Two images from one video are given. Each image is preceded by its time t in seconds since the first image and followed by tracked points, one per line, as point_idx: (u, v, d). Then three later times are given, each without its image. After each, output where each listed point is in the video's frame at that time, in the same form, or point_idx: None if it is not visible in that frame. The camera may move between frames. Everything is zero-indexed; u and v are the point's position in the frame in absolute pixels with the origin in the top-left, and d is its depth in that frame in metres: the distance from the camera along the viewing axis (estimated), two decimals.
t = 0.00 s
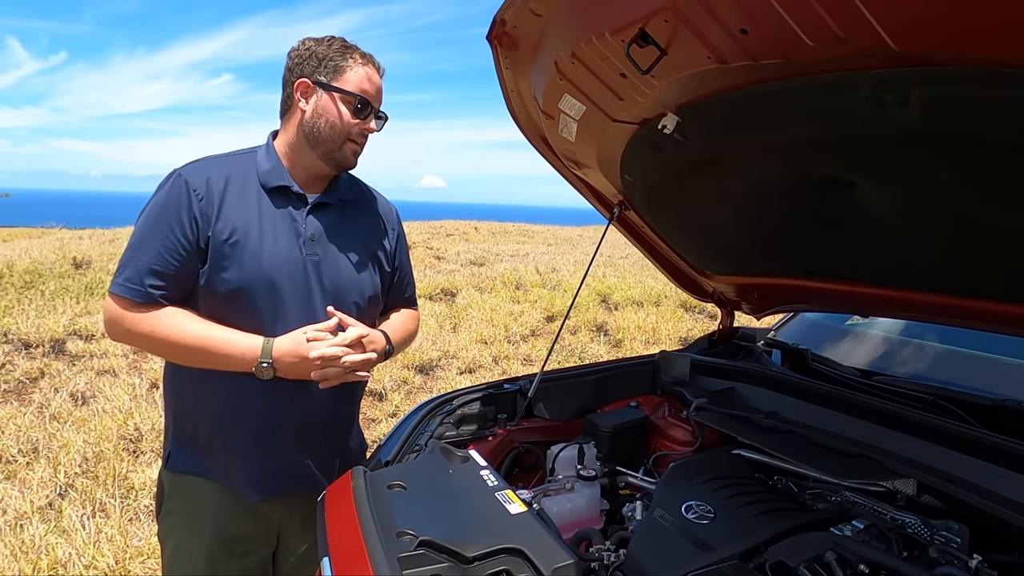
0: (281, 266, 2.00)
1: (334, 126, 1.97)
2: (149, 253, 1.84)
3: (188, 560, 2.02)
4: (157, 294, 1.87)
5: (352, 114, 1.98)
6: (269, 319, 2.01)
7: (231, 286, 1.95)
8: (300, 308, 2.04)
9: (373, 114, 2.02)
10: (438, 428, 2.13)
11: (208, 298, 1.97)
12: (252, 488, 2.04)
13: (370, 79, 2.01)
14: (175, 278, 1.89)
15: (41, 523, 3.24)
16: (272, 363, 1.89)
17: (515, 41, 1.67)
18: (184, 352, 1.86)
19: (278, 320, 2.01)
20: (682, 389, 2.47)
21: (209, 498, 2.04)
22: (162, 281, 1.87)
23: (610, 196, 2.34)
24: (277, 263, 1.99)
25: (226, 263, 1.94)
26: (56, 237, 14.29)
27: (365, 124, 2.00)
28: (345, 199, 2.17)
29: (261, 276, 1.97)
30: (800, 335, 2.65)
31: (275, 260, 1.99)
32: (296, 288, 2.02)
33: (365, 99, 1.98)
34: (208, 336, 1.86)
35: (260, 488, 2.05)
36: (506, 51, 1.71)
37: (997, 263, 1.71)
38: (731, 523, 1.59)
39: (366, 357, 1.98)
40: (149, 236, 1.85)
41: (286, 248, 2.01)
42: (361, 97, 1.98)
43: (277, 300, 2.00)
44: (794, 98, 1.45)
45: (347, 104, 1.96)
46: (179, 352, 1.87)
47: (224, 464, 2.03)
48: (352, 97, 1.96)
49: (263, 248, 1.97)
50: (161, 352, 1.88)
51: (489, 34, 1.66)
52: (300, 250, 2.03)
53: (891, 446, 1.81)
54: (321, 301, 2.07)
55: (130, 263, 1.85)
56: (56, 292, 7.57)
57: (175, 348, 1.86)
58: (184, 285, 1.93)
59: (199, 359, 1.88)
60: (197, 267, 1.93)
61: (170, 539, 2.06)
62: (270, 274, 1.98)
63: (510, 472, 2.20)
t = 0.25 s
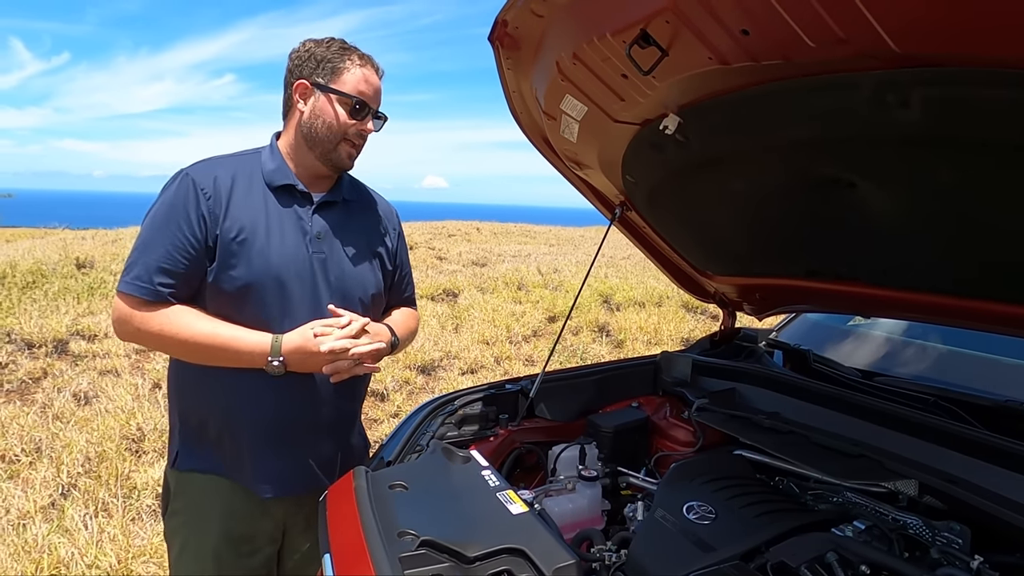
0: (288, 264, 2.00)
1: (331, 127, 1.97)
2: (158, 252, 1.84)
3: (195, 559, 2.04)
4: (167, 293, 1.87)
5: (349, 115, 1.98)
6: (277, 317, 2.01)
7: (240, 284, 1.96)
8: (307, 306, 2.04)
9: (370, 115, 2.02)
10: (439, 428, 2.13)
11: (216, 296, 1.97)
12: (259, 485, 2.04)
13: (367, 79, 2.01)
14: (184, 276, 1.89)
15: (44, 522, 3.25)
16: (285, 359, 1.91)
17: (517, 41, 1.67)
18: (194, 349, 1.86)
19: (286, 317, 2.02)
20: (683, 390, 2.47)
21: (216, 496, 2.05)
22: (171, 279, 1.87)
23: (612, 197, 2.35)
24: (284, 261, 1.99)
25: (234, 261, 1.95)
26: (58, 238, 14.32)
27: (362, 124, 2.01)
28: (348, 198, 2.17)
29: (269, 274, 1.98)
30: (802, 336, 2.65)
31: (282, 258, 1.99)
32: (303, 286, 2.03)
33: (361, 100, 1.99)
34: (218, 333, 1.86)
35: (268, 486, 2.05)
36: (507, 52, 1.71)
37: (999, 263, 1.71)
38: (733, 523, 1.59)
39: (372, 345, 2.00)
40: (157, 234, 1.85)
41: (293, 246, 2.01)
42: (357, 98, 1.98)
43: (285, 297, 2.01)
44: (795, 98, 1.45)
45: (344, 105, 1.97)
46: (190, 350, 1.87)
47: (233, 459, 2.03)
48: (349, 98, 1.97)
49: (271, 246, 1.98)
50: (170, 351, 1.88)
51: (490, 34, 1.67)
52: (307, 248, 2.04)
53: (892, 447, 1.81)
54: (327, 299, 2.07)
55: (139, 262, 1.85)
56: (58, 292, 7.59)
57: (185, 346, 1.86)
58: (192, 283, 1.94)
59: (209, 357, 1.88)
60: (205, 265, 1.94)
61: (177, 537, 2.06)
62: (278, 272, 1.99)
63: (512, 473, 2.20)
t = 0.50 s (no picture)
0: (288, 268, 2.01)
1: (331, 131, 1.97)
2: (159, 255, 1.85)
3: (196, 559, 2.04)
4: (167, 296, 1.88)
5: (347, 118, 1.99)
6: (276, 320, 2.01)
7: (239, 288, 1.96)
8: (306, 310, 2.05)
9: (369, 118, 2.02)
10: (440, 431, 2.13)
11: (216, 299, 1.97)
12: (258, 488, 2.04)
13: (365, 83, 2.01)
14: (185, 279, 1.90)
15: (44, 525, 3.25)
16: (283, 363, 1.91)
17: (516, 45, 1.67)
18: (193, 353, 1.87)
19: (285, 321, 2.02)
20: (683, 393, 2.47)
21: (216, 498, 2.05)
22: (172, 282, 1.88)
23: (612, 200, 2.35)
24: (284, 264, 2.00)
25: (234, 265, 1.95)
26: (59, 241, 14.34)
27: (361, 127, 2.00)
28: (348, 202, 2.17)
29: (269, 277, 1.98)
30: (803, 338, 2.65)
31: (283, 261, 1.99)
32: (303, 290, 2.03)
33: (360, 104, 1.99)
34: (217, 337, 1.87)
35: (268, 487, 2.05)
36: (507, 56, 1.72)
37: (998, 266, 1.71)
38: (733, 526, 1.59)
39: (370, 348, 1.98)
40: (158, 238, 1.86)
41: (293, 250, 2.02)
42: (356, 101, 1.98)
43: (284, 301, 2.01)
44: (793, 102, 1.45)
45: (342, 110, 1.97)
46: (189, 354, 1.87)
47: (232, 460, 2.03)
48: (347, 102, 1.97)
49: (271, 249, 1.98)
50: (170, 354, 1.88)
51: (490, 38, 1.67)
52: (307, 251, 2.04)
53: (890, 449, 1.82)
54: (326, 303, 2.08)
55: (141, 266, 1.86)
56: (59, 295, 7.60)
57: (185, 349, 1.87)
58: (193, 287, 1.94)
59: (208, 360, 1.88)
60: (205, 268, 1.94)
61: (178, 537, 2.07)
62: (277, 275, 1.99)
63: (511, 476, 2.20)
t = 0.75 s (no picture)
0: (284, 268, 2.01)
1: (319, 132, 1.97)
2: (155, 256, 1.86)
3: (195, 559, 2.04)
4: (164, 296, 1.88)
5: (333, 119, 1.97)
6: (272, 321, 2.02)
7: (235, 288, 1.97)
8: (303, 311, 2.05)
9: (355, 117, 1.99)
10: (438, 432, 2.13)
11: (213, 298, 1.98)
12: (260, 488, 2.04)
13: (352, 82, 1.99)
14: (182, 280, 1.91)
15: (43, 527, 3.25)
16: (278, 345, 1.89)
17: (514, 47, 1.67)
18: (190, 346, 1.87)
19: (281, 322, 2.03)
20: (683, 394, 2.47)
21: (214, 498, 2.05)
22: (168, 282, 1.88)
23: (610, 202, 2.35)
24: (280, 265, 2.01)
25: (230, 265, 1.96)
26: (58, 242, 14.34)
27: (347, 127, 1.98)
28: (347, 203, 2.18)
29: (265, 278, 1.99)
30: (802, 339, 2.65)
31: (278, 262, 2.00)
32: (299, 291, 2.04)
33: (345, 104, 1.97)
34: (213, 328, 1.87)
35: (267, 488, 2.05)
36: (505, 57, 1.72)
37: (995, 267, 1.71)
38: (731, 526, 1.60)
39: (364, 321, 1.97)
40: (155, 239, 1.87)
41: (289, 251, 2.02)
42: (341, 101, 1.97)
43: (281, 302, 2.02)
44: (790, 104, 1.45)
45: (328, 110, 1.96)
46: (186, 347, 1.87)
47: (230, 459, 2.04)
48: (332, 102, 1.96)
49: (267, 250, 1.99)
50: (167, 348, 1.88)
51: (488, 40, 1.67)
52: (303, 252, 2.05)
53: (887, 449, 1.82)
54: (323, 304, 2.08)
55: (138, 266, 1.86)
56: (59, 297, 7.60)
57: (181, 343, 1.87)
58: (190, 287, 1.95)
59: (205, 353, 1.88)
60: (202, 268, 1.95)
61: (176, 537, 2.07)
62: (273, 276, 2.00)
63: (510, 477, 2.20)
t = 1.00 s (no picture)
0: (280, 267, 2.01)
1: (287, 131, 1.99)
2: (154, 252, 1.86)
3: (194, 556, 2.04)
4: (162, 292, 1.88)
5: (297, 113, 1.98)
6: (268, 319, 2.01)
7: (232, 285, 1.97)
8: (299, 310, 2.04)
9: (317, 109, 1.98)
10: (438, 432, 2.13)
11: (211, 296, 1.98)
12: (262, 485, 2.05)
13: (308, 73, 1.96)
14: (180, 276, 1.91)
15: (44, 527, 3.25)
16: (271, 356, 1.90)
17: (514, 47, 1.67)
18: (187, 346, 1.87)
19: (277, 321, 2.02)
20: (682, 393, 2.47)
21: (214, 496, 2.05)
22: (167, 279, 1.88)
23: (611, 202, 2.35)
24: (276, 263, 2.00)
25: (227, 262, 1.96)
26: (59, 242, 14.36)
27: (310, 120, 1.97)
28: (348, 204, 2.17)
29: (261, 275, 1.98)
30: (802, 339, 2.65)
31: (275, 260, 2.00)
32: (295, 289, 2.03)
33: (302, 97, 1.97)
34: (210, 330, 1.87)
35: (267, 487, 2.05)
36: (505, 57, 1.72)
37: (995, 267, 1.71)
38: (731, 526, 1.60)
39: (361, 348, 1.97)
40: (154, 235, 1.87)
41: (286, 249, 2.02)
42: (298, 95, 1.97)
43: (276, 300, 2.01)
44: (790, 103, 1.45)
45: (289, 106, 1.98)
46: (182, 347, 1.87)
47: (230, 458, 2.04)
48: (289, 98, 1.97)
49: (263, 248, 1.98)
50: (163, 347, 1.88)
51: (488, 40, 1.67)
52: (300, 250, 2.04)
53: (887, 449, 1.82)
54: (320, 303, 2.07)
55: (136, 262, 1.87)
56: (59, 297, 7.61)
57: (177, 342, 1.87)
58: (188, 284, 1.95)
59: (201, 353, 1.89)
60: (200, 266, 1.95)
61: (174, 532, 2.07)
62: (269, 274, 1.99)
63: (510, 476, 2.20)
